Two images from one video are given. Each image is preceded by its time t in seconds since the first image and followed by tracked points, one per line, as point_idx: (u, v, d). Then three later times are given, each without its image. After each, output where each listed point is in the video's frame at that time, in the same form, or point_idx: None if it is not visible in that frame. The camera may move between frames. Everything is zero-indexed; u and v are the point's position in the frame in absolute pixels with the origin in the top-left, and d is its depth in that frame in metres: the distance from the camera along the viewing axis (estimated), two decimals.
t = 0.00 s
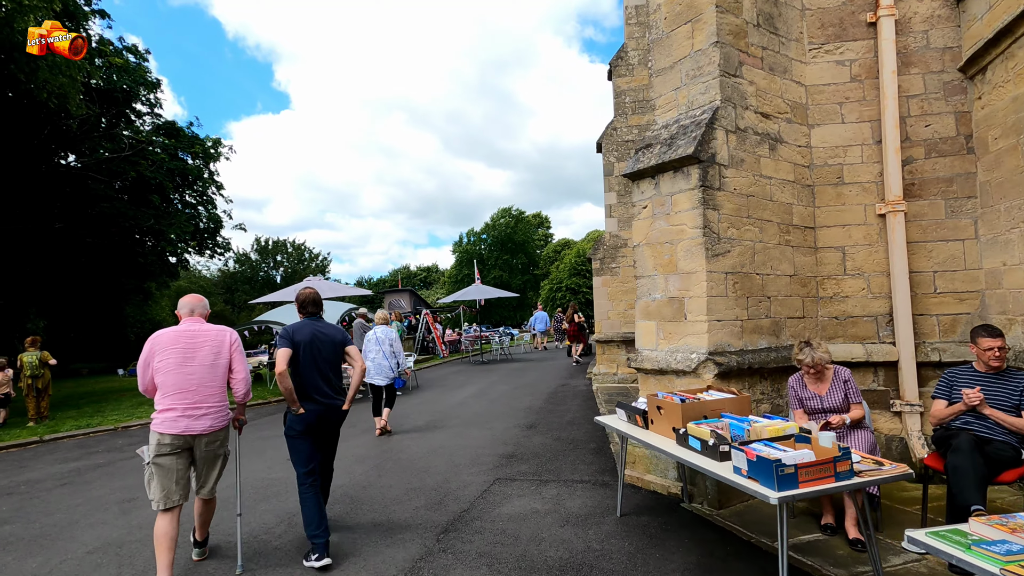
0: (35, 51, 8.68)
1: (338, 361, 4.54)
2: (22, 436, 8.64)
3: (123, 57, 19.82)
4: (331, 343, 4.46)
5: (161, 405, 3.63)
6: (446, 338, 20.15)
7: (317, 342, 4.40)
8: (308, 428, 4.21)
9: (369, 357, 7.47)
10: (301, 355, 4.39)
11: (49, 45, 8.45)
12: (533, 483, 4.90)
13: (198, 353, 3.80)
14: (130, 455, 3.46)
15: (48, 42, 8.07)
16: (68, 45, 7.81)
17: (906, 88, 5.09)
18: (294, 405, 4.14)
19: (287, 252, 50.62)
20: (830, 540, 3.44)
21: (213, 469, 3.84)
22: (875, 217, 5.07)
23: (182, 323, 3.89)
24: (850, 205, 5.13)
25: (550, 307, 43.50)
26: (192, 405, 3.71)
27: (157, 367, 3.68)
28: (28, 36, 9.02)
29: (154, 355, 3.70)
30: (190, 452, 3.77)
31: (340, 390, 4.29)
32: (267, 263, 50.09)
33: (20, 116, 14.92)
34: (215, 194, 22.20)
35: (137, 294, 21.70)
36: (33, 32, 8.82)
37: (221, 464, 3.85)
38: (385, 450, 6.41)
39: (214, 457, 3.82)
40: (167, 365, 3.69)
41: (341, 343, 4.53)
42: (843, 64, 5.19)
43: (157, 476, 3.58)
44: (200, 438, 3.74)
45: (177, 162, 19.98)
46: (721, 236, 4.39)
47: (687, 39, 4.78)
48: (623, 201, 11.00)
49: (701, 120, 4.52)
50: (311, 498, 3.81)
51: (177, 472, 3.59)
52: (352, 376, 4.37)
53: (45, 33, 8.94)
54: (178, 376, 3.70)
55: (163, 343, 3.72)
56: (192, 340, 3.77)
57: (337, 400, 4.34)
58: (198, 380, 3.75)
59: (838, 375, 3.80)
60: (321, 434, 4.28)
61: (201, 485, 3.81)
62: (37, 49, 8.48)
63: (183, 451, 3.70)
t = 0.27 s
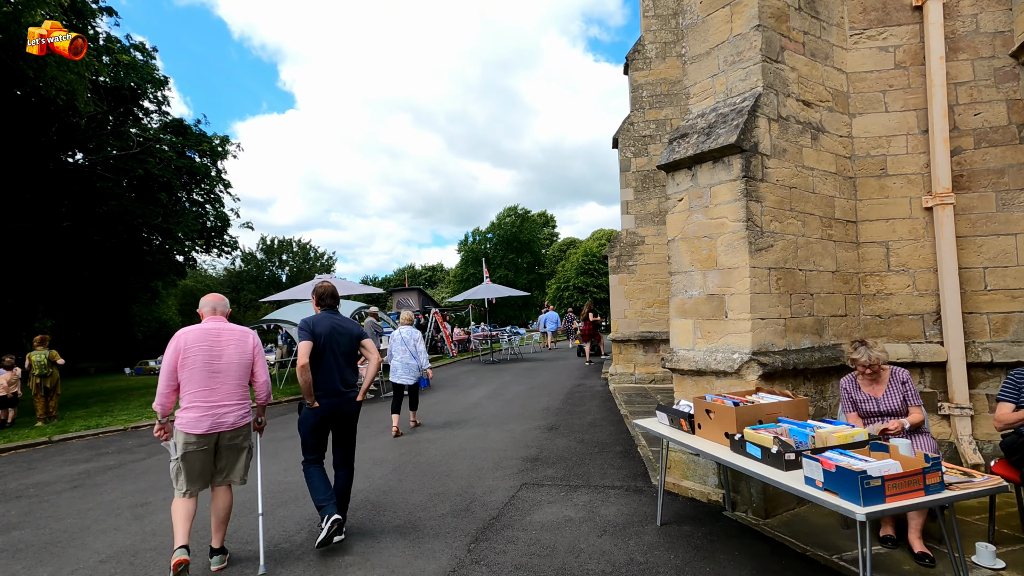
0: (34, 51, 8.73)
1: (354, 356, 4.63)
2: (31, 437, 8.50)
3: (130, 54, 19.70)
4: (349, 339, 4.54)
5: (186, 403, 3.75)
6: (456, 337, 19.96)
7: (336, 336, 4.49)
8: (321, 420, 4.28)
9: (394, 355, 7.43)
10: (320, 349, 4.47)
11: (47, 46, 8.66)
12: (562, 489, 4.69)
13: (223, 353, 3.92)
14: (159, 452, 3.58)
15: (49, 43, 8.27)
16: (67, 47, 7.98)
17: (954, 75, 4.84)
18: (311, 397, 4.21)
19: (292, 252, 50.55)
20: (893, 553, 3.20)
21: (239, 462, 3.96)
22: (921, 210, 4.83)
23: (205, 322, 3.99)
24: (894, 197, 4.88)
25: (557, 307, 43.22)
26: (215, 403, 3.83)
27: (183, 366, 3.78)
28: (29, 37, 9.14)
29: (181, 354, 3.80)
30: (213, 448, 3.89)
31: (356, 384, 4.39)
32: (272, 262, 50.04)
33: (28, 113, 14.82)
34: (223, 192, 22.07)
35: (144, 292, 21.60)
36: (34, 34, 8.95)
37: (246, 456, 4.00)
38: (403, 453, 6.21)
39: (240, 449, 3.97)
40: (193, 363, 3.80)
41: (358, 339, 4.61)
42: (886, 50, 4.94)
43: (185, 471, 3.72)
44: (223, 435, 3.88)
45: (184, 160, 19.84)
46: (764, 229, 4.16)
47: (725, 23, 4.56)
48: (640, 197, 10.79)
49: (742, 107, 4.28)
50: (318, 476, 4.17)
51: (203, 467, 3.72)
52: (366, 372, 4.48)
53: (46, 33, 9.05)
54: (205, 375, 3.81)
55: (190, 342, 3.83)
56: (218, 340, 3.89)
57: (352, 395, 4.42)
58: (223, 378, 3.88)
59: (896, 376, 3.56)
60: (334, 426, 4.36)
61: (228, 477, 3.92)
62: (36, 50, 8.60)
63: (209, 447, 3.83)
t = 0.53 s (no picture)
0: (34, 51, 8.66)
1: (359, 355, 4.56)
2: (35, 436, 8.31)
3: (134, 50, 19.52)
4: (355, 337, 4.47)
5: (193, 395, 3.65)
6: (463, 335, 19.74)
7: (341, 336, 4.43)
8: (328, 419, 4.20)
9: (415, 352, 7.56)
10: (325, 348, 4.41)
11: (47, 44, 8.58)
12: (591, 494, 4.44)
13: (232, 346, 3.83)
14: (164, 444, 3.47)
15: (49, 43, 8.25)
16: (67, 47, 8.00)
17: (1005, 56, 4.57)
18: (317, 397, 4.14)
19: (296, 250, 50.42)
20: (963, 568, 2.94)
21: (244, 459, 3.78)
22: (970, 200, 4.50)
23: (214, 315, 3.88)
24: (940, 186, 4.60)
25: (562, 304, 42.95)
26: (223, 396, 3.74)
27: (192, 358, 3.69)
28: (29, 37, 9.06)
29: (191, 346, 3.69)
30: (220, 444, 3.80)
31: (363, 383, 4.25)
32: (277, 260, 49.93)
33: (31, 108, 14.61)
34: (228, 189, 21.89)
35: (150, 290, 21.44)
36: (34, 33, 8.86)
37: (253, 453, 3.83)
38: (419, 454, 5.99)
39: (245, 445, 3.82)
40: (204, 356, 3.70)
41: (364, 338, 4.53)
42: (932, 30, 4.68)
43: (191, 463, 3.64)
44: (230, 430, 3.79)
45: (190, 156, 19.65)
46: (809, 219, 3.91)
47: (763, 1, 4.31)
48: (656, 191, 10.54)
49: (784, 89, 4.03)
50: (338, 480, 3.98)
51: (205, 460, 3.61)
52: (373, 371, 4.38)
53: (46, 32, 8.99)
54: (214, 368, 3.72)
55: (199, 334, 3.73)
56: (228, 333, 3.80)
57: (358, 394, 4.34)
58: (233, 372, 3.79)
59: (959, 375, 3.30)
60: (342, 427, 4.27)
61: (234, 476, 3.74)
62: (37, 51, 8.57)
63: (216, 442, 3.73)
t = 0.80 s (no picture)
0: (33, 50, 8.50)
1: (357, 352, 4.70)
2: (36, 438, 8.07)
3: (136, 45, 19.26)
4: (350, 336, 4.60)
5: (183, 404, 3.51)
6: (469, 333, 19.48)
7: (338, 334, 4.57)
8: (326, 416, 4.37)
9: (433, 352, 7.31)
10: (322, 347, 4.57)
11: (48, 45, 8.45)
12: (621, 504, 4.18)
13: (225, 353, 3.65)
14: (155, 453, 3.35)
15: (48, 42, 8.17)
16: (67, 46, 8.00)
17: None
18: (314, 394, 4.31)
19: (298, 248, 50.25)
20: None
21: (240, 463, 3.61)
22: None
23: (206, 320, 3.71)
24: (993, 176, 4.30)
25: (567, 302, 42.65)
26: (215, 404, 3.58)
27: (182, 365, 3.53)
28: (29, 36, 8.92)
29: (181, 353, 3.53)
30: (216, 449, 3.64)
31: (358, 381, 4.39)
32: (279, 258, 49.73)
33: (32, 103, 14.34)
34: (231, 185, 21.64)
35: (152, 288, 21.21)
36: (34, 33, 8.74)
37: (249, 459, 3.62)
38: (433, 459, 5.74)
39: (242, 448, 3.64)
40: (194, 364, 3.54)
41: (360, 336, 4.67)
42: (983, 11, 4.38)
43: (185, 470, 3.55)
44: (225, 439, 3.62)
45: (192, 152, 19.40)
46: (860, 211, 3.63)
47: None
48: (670, 186, 10.26)
49: (832, 72, 3.75)
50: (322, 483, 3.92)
51: (195, 468, 3.49)
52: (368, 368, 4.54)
53: (46, 32, 8.84)
54: (204, 376, 3.55)
55: (190, 340, 3.57)
56: (220, 339, 3.62)
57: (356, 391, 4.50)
58: (225, 380, 3.61)
59: None
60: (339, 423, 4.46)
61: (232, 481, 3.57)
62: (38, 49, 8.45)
63: (209, 448, 3.59)
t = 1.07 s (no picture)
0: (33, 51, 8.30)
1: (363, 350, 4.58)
2: (37, 440, 7.84)
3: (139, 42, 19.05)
4: (357, 333, 4.50)
5: (185, 393, 3.77)
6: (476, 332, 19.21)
7: (343, 332, 4.46)
8: (332, 415, 4.26)
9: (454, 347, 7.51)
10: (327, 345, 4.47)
11: (48, 45, 8.24)
12: (656, 512, 3.90)
13: (223, 343, 3.94)
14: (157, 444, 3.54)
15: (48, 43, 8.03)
16: (66, 46, 7.89)
17: None
18: (319, 392, 4.20)
19: (301, 247, 50.06)
20: None
21: (235, 456, 3.93)
22: None
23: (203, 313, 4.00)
24: None
25: (572, 302, 42.34)
26: (214, 393, 3.84)
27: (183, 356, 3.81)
28: (28, 36, 8.71)
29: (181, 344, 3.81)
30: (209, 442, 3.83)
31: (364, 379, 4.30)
32: (282, 258, 49.54)
33: (35, 99, 14.13)
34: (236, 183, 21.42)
35: (156, 287, 20.99)
36: (34, 33, 8.53)
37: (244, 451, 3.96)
38: (450, 463, 5.48)
39: (237, 443, 3.92)
40: (193, 354, 3.82)
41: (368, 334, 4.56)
42: None
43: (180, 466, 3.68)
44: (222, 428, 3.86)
45: (197, 149, 19.19)
46: (920, 196, 3.36)
47: None
48: (687, 180, 9.99)
49: (889, 48, 3.47)
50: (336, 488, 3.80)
51: (198, 461, 3.67)
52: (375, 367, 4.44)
53: (45, 32, 8.62)
54: (204, 365, 3.82)
55: (189, 332, 3.86)
56: (217, 330, 3.91)
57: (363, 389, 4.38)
58: (223, 368, 3.89)
59: None
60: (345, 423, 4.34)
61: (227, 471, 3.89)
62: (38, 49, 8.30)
63: (204, 440, 3.78)
